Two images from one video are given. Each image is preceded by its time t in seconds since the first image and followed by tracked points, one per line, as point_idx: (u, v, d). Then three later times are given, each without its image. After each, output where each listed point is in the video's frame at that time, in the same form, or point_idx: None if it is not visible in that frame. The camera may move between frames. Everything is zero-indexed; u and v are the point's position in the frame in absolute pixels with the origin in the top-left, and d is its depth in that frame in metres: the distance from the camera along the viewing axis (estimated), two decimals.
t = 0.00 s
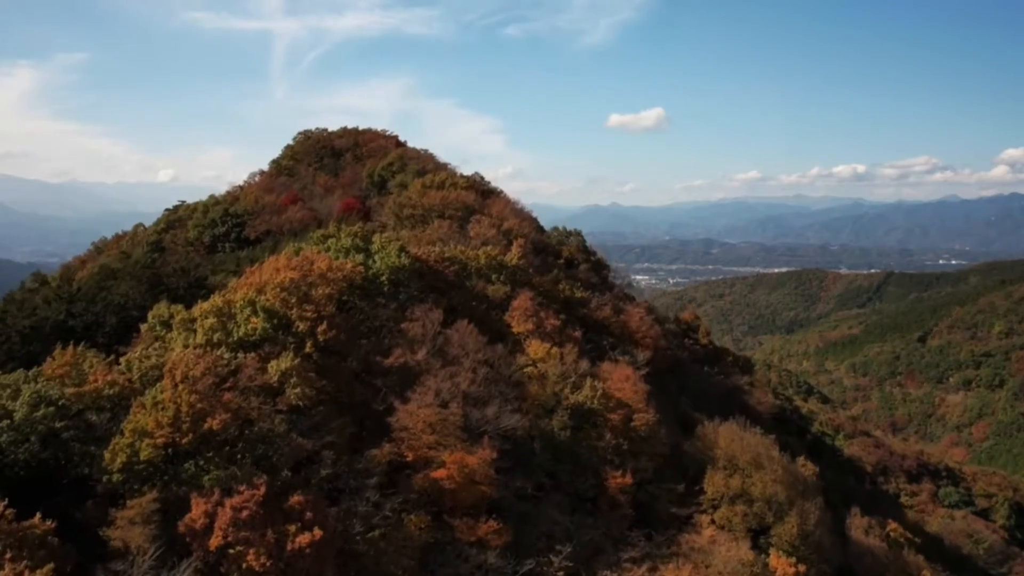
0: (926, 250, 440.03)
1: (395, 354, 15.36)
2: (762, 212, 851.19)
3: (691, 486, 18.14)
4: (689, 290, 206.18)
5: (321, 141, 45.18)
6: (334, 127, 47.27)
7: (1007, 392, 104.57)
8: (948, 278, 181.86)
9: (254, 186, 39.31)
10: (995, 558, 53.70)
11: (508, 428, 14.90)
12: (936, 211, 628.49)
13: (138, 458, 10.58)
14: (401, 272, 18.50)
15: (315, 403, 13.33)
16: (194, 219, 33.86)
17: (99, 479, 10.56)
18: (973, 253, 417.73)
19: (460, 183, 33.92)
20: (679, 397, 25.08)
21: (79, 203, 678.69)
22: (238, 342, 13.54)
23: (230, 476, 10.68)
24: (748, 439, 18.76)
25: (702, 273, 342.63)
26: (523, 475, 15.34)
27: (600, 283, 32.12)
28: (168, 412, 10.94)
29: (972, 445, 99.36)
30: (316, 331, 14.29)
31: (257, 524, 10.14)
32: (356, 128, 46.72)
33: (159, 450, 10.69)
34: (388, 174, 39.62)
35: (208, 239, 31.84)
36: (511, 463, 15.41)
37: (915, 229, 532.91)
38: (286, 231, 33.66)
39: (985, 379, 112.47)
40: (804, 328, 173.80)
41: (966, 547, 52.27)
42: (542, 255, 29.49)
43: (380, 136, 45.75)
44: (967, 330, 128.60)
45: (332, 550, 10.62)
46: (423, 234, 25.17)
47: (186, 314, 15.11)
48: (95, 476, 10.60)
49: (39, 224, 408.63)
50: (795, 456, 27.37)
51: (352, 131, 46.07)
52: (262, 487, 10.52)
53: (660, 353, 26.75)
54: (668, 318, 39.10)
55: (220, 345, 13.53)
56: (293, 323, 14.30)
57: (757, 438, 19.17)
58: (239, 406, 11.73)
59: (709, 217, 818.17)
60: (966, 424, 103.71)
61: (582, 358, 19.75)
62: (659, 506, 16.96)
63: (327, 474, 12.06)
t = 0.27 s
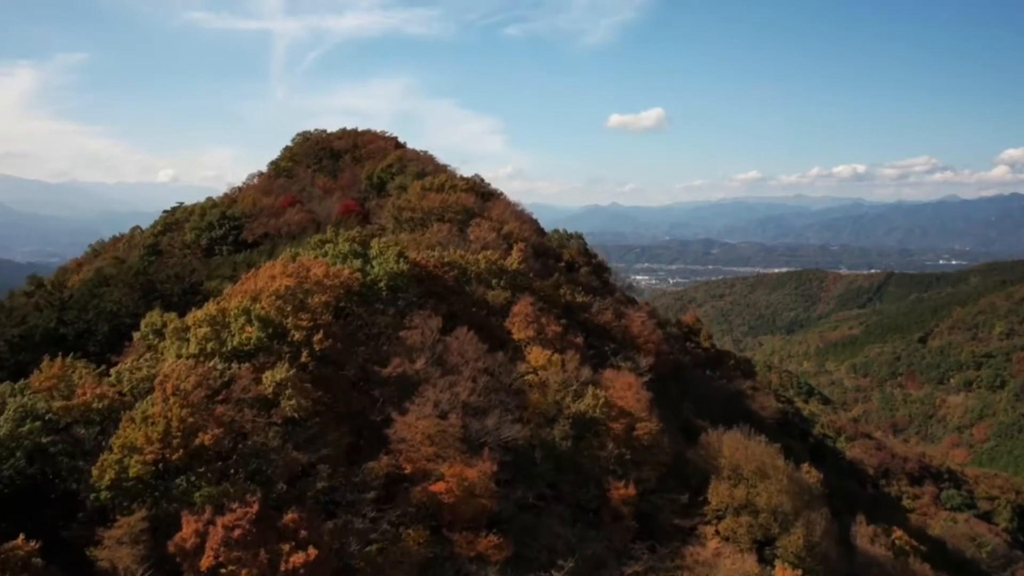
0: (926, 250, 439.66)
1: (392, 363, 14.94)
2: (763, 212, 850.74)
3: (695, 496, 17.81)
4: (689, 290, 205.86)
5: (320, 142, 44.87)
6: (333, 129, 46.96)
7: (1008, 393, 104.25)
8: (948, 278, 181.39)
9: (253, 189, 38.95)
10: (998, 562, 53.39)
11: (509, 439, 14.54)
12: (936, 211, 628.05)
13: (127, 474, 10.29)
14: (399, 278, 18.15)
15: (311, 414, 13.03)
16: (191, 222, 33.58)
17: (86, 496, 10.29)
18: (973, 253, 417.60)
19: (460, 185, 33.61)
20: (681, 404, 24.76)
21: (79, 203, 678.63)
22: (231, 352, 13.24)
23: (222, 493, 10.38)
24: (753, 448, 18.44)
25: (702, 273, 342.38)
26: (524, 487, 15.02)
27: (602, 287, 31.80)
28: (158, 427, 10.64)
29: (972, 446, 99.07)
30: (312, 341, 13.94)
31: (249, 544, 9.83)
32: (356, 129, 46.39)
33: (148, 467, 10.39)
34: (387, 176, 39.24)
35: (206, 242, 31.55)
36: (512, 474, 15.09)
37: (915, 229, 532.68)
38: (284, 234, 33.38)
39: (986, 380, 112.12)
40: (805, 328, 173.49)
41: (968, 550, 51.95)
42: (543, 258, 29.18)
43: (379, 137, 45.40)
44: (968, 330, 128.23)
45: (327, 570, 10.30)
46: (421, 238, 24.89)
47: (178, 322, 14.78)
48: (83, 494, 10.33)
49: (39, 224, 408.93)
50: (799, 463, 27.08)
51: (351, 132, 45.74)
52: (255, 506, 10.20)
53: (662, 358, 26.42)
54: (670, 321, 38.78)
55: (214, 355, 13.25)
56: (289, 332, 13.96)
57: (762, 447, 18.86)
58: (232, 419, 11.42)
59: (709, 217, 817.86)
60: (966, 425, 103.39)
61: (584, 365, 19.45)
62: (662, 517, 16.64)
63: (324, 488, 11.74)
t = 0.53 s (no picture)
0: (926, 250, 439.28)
1: (390, 373, 14.57)
2: (763, 212, 850.51)
3: (699, 507, 17.47)
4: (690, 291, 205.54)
5: (319, 143, 44.54)
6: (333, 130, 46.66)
7: (1009, 395, 103.96)
8: (949, 278, 181.04)
9: (251, 191, 38.66)
10: (1001, 566, 53.06)
11: (510, 451, 14.19)
12: (936, 211, 627.55)
13: (114, 493, 9.99)
14: (398, 284, 17.80)
15: (306, 427, 12.71)
16: (189, 225, 33.27)
17: (72, 516, 9.99)
18: (973, 253, 417.43)
19: (460, 187, 33.28)
20: (684, 411, 24.44)
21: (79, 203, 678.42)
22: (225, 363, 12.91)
23: (213, 512, 10.06)
24: (758, 458, 18.12)
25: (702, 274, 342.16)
26: (525, 499, 14.68)
27: (603, 291, 31.49)
28: (147, 443, 10.33)
29: (974, 448, 98.79)
30: (308, 351, 13.57)
31: (241, 566, 9.50)
32: (355, 130, 46.09)
33: (137, 485, 10.09)
34: (387, 178, 38.91)
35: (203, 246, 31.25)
36: (513, 487, 14.74)
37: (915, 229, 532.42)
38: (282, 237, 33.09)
39: (987, 381, 111.77)
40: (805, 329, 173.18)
41: (971, 554, 51.63)
42: (544, 262, 28.87)
43: (379, 139, 45.06)
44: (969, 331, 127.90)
45: None
46: (421, 242, 24.56)
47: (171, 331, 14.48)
48: (69, 513, 10.04)
49: (39, 224, 408.88)
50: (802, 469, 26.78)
51: (350, 134, 45.41)
52: (247, 526, 9.88)
53: (664, 363, 26.10)
54: (671, 324, 38.45)
55: (207, 366, 12.93)
56: (284, 342, 13.60)
57: (767, 457, 18.54)
58: (223, 434, 11.10)
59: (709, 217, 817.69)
60: (967, 426, 103.08)
61: (585, 372, 19.10)
62: (666, 529, 16.30)
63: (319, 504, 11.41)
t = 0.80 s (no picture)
0: (926, 250, 438.89)
1: (388, 385, 14.22)
2: (763, 211, 850.22)
3: (703, 520, 17.15)
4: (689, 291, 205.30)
5: (318, 145, 44.18)
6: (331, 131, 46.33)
7: (1010, 396, 103.63)
8: (949, 278, 180.66)
9: (248, 194, 38.31)
10: (1004, 570, 52.74)
11: (511, 465, 13.83)
12: (937, 210, 627.13)
13: (101, 515, 9.67)
14: (396, 291, 17.44)
15: (301, 442, 12.36)
16: (186, 228, 32.97)
17: (57, 540, 9.69)
18: (974, 253, 417.19)
19: (460, 190, 32.95)
20: (686, 418, 24.10)
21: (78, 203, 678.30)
22: (218, 376, 12.58)
23: (203, 534, 9.73)
24: (763, 469, 17.79)
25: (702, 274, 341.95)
26: (526, 514, 14.34)
27: (604, 295, 31.14)
28: (135, 463, 10.01)
29: (974, 449, 98.51)
30: (304, 362, 13.20)
31: None
32: (354, 132, 45.74)
33: (123, 507, 9.76)
34: (386, 180, 38.57)
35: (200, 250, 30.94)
36: (513, 502, 14.39)
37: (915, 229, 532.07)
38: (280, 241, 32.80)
39: (988, 382, 111.41)
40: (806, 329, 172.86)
41: (974, 558, 51.27)
42: (544, 267, 28.52)
43: (378, 140, 44.71)
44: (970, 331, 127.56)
45: None
46: (420, 247, 24.25)
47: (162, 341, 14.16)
48: (54, 536, 9.74)
49: (40, 224, 409.14)
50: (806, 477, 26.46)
51: (349, 135, 45.08)
52: (238, 548, 9.55)
53: (667, 369, 25.77)
54: (673, 328, 38.12)
55: (200, 379, 12.60)
56: (278, 353, 13.24)
57: (772, 468, 18.21)
58: (215, 452, 10.76)
59: (709, 217, 817.67)
60: (968, 427, 102.73)
61: (587, 381, 18.74)
62: (669, 542, 15.97)
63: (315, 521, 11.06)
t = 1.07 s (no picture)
0: (926, 250, 438.27)
1: (385, 399, 13.86)
2: (764, 212, 849.90)
3: (708, 533, 16.79)
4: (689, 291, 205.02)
5: (316, 147, 43.84)
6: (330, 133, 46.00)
7: (1012, 397, 103.17)
8: (949, 278, 180.27)
9: (246, 197, 37.96)
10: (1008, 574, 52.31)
11: (512, 480, 13.47)
12: (937, 210, 625.97)
13: (86, 539, 9.34)
14: (394, 300, 17.10)
15: (296, 458, 12.03)
16: (183, 232, 32.64)
17: (41, 564, 9.37)
18: (974, 253, 417.07)
19: (460, 193, 32.60)
20: (689, 426, 23.77)
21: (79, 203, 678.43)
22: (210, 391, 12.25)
23: (191, 558, 9.39)
24: (769, 481, 17.43)
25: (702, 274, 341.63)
26: (527, 530, 14.00)
27: (606, 300, 30.78)
28: (121, 484, 9.68)
29: (976, 450, 98.08)
30: (299, 375, 12.85)
31: None
32: (353, 134, 45.39)
33: (109, 531, 9.43)
34: (385, 183, 38.20)
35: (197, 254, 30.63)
36: (514, 518, 14.04)
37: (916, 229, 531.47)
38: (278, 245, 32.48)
39: (990, 383, 111.01)
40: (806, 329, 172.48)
41: (978, 563, 50.87)
42: (545, 272, 28.18)
43: (377, 143, 44.34)
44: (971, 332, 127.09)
45: None
46: (419, 252, 23.91)
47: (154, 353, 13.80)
48: (38, 560, 9.43)
49: (40, 224, 409.23)
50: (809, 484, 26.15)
51: (348, 137, 44.72)
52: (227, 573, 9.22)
53: (670, 376, 25.43)
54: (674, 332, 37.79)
55: (192, 394, 12.28)
56: (273, 366, 12.90)
57: (778, 479, 17.87)
58: (205, 471, 10.43)
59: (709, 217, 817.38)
60: (969, 428, 102.29)
61: (589, 390, 18.37)
62: (674, 557, 15.63)
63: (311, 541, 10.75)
